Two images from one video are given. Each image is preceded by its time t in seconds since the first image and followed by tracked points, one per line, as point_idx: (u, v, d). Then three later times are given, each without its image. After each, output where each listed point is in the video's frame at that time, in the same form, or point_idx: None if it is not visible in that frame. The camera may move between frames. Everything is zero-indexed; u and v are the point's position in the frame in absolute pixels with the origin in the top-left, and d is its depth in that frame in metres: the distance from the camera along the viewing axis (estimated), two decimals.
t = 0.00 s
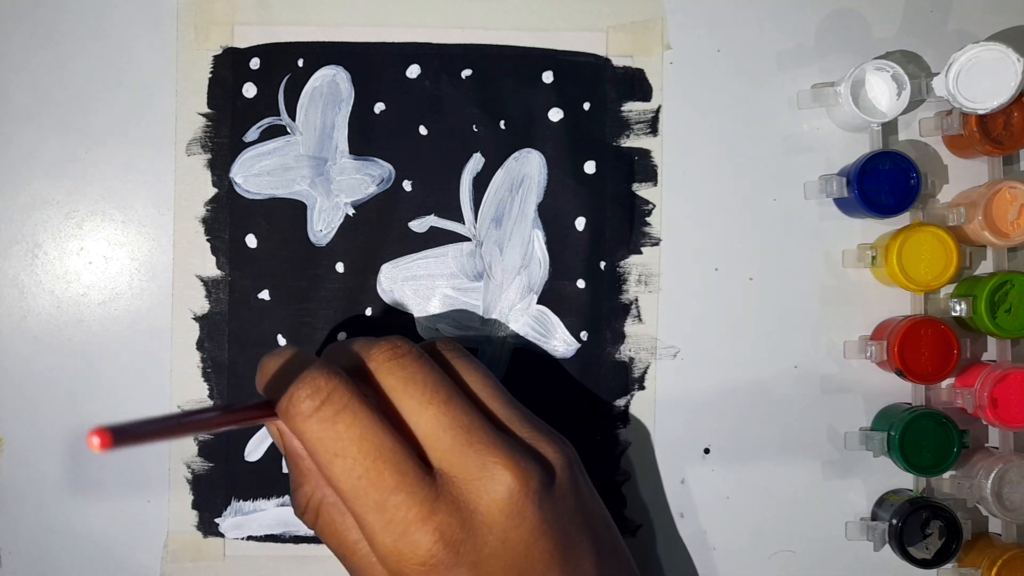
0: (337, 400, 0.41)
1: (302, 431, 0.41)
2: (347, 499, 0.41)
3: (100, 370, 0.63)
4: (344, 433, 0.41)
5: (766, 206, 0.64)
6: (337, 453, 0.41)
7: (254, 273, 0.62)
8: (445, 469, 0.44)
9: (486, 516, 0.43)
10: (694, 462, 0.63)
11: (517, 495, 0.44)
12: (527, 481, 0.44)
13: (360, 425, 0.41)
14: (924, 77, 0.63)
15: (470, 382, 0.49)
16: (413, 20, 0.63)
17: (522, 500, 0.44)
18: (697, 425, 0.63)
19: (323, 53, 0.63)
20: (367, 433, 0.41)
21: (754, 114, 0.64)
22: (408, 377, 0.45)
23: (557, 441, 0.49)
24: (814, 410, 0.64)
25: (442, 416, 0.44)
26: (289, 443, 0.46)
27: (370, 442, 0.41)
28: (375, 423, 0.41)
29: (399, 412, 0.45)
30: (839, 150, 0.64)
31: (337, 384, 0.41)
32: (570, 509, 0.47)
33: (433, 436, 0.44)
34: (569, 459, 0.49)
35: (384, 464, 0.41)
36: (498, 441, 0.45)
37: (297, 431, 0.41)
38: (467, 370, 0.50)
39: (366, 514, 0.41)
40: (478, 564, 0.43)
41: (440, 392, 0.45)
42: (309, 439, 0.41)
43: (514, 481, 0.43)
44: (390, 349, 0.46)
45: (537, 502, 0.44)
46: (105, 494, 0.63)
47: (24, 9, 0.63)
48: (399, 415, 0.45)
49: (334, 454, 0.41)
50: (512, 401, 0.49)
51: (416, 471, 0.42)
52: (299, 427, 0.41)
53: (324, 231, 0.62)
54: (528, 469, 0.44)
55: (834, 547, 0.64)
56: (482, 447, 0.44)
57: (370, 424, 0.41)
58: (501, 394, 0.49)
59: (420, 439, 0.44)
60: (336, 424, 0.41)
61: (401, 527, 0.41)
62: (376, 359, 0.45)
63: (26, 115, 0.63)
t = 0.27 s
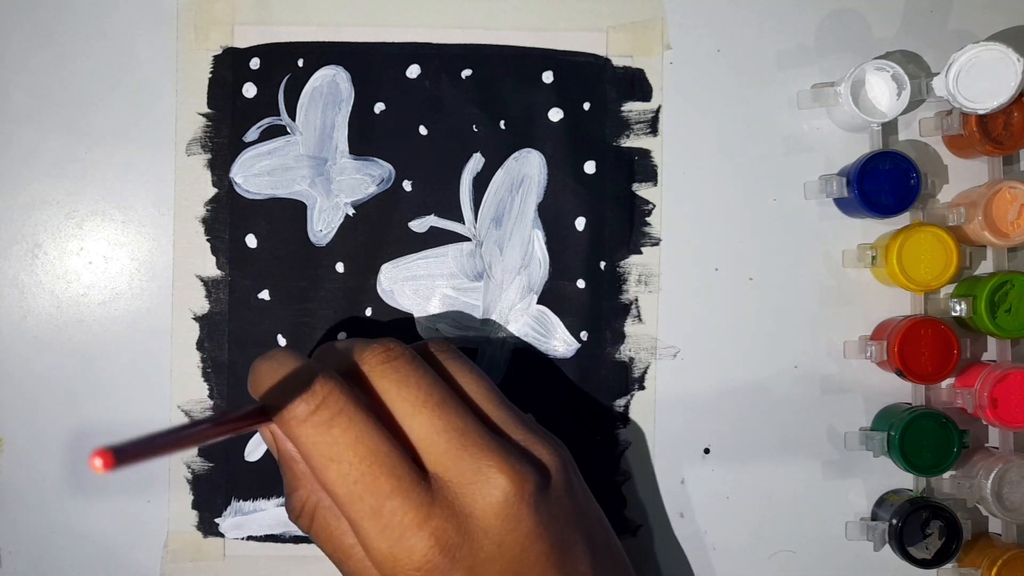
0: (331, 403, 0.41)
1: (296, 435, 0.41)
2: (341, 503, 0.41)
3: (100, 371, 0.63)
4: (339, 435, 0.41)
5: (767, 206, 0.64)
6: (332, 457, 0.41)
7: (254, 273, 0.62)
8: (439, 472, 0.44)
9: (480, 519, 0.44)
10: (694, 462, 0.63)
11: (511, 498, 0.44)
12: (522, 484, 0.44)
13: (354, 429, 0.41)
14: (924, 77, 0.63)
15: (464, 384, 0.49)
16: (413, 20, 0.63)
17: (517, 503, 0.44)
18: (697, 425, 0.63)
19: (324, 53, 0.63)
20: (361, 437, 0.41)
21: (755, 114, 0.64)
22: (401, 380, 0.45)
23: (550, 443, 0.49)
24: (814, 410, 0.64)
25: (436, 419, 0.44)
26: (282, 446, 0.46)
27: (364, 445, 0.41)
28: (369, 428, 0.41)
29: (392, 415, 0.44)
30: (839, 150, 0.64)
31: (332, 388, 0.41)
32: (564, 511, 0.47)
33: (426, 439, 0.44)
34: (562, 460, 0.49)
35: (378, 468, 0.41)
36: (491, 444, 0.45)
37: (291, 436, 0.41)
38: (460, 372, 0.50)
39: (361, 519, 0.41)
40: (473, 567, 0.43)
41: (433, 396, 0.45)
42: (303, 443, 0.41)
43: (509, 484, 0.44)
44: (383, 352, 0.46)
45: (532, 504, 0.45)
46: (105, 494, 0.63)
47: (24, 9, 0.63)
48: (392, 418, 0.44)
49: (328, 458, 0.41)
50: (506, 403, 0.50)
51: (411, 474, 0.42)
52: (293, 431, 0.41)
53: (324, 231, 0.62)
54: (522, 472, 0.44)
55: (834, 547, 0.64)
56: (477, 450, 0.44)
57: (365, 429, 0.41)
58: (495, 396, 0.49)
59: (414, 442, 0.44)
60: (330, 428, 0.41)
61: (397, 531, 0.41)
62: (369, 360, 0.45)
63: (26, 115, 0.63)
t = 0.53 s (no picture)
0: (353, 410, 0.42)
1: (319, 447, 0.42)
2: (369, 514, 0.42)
3: (100, 371, 0.63)
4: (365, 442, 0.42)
5: (767, 206, 0.64)
6: (357, 466, 0.42)
7: (254, 273, 0.62)
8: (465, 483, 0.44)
9: (511, 529, 0.43)
10: (694, 462, 0.63)
11: (541, 506, 0.44)
12: (549, 492, 0.45)
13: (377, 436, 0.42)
14: (923, 77, 0.63)
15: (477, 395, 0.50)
16: (413, 20, 0.63)
17: (546, 512, 0.44)
18: (697, 425, 0.63)
19: (323, 53, 0.63)
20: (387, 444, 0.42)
21: (755, 114, 0.64)
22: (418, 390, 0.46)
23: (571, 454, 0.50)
24: (814, 410, 0.64)
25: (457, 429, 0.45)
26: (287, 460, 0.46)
27: (391, 453, 0.42)
28: (392, 439, 0.42)
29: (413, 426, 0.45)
30: (839, 150, 0.64)
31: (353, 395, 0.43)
32: (591, 523, 0.47)
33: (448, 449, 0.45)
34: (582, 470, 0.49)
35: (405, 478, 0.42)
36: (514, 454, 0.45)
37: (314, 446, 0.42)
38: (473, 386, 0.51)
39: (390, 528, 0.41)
40: None
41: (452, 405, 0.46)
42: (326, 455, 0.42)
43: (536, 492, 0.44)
44: (394, 364, 0.48)
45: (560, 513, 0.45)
46: (105, 494, 0.63)
47: (24, 9, 0.63)
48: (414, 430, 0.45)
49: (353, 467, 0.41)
50: (522, 413, 0.51)
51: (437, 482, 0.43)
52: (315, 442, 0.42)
53: (324, 231, 0.62)
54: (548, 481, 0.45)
55: (834, 547, 0.64)
56: (500, 461, 0.45)
57: (388, 439, 0.42)
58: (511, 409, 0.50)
59: (438, 453, 0.45)
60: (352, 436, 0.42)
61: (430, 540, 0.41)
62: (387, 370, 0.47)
63: (27, 115, 0.63)
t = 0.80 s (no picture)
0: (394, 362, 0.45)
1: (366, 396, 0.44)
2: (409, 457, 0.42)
3: (98, 371, 0.63)
4: (410, 385, 0.44)
5: (768, 206, 0.63)
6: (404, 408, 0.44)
7: (253, 273, 0.62)
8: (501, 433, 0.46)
9: (546, 471, 0.46)
10: (695, 463, 0.63)
11: (571, 449, 0.47)
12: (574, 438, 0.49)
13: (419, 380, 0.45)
14: (925, 76, 0.63)
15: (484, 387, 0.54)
16: (413, 19, 0.63)
17: (575, 455, 0.48)
18: (698, 426, 0.63)
19: (322, 52, 0.62)
20: (429, 390, 0.45)
21: (756, 113, 0.63)
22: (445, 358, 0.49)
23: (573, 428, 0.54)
24: (816, 411, 0.63)
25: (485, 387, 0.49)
26: (306, 453, 0.48)
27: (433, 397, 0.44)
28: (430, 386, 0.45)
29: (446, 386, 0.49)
30: (841, 150, 0.63)
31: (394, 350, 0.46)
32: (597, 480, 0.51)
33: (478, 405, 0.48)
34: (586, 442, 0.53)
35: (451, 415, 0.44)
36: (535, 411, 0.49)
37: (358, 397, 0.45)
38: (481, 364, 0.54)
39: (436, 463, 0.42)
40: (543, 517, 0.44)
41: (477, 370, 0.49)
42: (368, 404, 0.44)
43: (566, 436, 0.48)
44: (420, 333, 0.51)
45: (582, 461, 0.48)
46: (104, 495, 0.62)
47: (23, 8, 0.62)
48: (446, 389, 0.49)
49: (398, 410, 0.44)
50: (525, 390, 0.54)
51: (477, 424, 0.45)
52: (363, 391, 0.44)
53: (323, 231, 0.62)
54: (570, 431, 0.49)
55: (836, 548, 0.63)
56: (526, 414, 0.49)
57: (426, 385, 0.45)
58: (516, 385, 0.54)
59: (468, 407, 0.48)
60: (398, 381, 0.44)
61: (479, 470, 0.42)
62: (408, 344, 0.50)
63: (25, 114, 0.62)
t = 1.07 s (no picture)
0: (398, 354, 0.45)
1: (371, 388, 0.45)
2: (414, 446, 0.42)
3: (100, 371, 0.63)
4: (414, 375, 0.45)
5: (767, 206, 0.64)
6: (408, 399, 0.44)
7: (254, 273, 0.62)
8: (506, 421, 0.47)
9: (552, 457, 0.46)
10: (695, 462, 0.63)
11: (576, 434, 0.48)
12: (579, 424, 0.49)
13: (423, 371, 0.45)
14: (924, 77, 0.63)
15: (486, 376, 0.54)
16: (413, 20, 0.63)
17: (580, 441, 0.48)
18: (698, 426, 0.63)
19: (323, 52, 0.63)
20: (435, 380, 0.45)
21: (755, 114, 0.64)
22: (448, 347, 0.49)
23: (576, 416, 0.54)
24: (815, 411, 0.63)
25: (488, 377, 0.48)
26: (310, 448, 0.48)
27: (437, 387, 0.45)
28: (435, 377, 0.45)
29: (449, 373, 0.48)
30: (840, 150, 0.64)
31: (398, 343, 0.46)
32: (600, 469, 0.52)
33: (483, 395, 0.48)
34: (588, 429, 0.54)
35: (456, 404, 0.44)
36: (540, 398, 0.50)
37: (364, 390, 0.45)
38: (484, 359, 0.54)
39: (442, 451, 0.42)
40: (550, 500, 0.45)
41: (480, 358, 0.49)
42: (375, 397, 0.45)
43: (570, 422, 0.48)
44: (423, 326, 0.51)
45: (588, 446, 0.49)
46: (105, 495, 0.63)
47: (24, 8, 0.62)
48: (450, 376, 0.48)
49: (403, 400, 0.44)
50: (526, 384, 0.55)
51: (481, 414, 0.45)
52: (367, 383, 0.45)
53: (324, 231, 0.62)
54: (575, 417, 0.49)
55: (835, 547, 0.63)
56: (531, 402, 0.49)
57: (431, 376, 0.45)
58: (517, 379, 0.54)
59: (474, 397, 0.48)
60: (401, 372, 0.45)
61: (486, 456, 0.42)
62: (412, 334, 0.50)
63: (26, 114, 0.63)
